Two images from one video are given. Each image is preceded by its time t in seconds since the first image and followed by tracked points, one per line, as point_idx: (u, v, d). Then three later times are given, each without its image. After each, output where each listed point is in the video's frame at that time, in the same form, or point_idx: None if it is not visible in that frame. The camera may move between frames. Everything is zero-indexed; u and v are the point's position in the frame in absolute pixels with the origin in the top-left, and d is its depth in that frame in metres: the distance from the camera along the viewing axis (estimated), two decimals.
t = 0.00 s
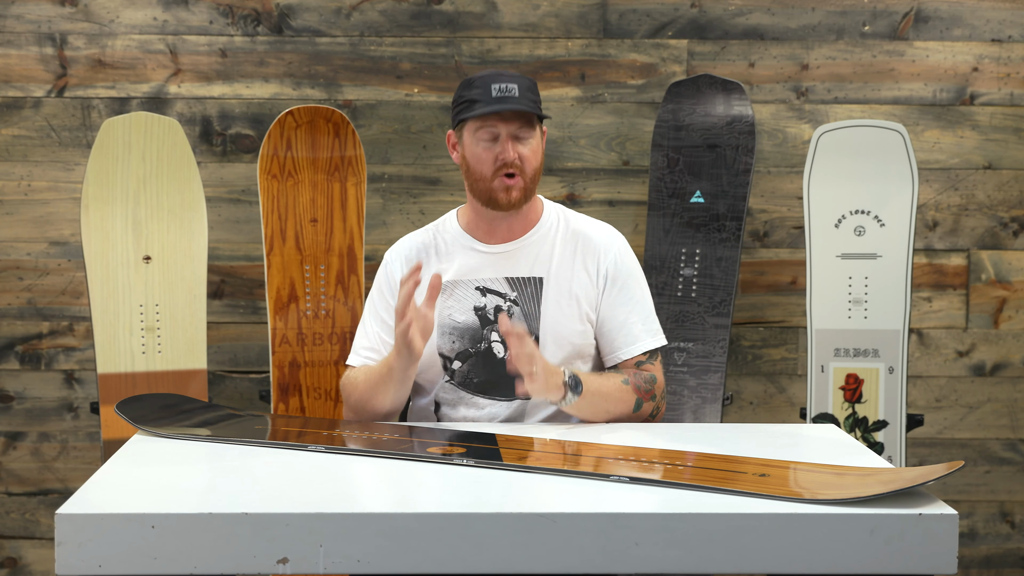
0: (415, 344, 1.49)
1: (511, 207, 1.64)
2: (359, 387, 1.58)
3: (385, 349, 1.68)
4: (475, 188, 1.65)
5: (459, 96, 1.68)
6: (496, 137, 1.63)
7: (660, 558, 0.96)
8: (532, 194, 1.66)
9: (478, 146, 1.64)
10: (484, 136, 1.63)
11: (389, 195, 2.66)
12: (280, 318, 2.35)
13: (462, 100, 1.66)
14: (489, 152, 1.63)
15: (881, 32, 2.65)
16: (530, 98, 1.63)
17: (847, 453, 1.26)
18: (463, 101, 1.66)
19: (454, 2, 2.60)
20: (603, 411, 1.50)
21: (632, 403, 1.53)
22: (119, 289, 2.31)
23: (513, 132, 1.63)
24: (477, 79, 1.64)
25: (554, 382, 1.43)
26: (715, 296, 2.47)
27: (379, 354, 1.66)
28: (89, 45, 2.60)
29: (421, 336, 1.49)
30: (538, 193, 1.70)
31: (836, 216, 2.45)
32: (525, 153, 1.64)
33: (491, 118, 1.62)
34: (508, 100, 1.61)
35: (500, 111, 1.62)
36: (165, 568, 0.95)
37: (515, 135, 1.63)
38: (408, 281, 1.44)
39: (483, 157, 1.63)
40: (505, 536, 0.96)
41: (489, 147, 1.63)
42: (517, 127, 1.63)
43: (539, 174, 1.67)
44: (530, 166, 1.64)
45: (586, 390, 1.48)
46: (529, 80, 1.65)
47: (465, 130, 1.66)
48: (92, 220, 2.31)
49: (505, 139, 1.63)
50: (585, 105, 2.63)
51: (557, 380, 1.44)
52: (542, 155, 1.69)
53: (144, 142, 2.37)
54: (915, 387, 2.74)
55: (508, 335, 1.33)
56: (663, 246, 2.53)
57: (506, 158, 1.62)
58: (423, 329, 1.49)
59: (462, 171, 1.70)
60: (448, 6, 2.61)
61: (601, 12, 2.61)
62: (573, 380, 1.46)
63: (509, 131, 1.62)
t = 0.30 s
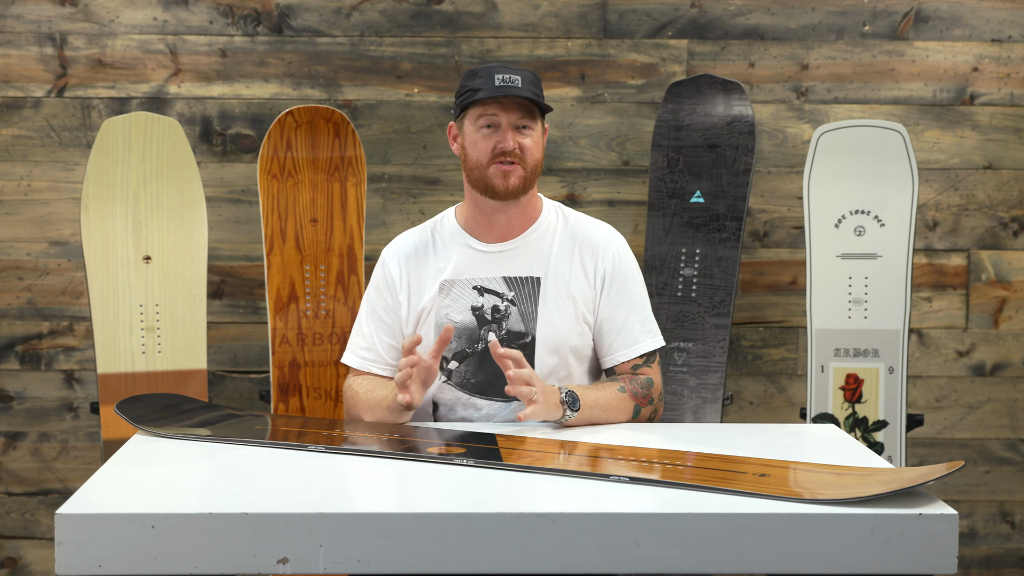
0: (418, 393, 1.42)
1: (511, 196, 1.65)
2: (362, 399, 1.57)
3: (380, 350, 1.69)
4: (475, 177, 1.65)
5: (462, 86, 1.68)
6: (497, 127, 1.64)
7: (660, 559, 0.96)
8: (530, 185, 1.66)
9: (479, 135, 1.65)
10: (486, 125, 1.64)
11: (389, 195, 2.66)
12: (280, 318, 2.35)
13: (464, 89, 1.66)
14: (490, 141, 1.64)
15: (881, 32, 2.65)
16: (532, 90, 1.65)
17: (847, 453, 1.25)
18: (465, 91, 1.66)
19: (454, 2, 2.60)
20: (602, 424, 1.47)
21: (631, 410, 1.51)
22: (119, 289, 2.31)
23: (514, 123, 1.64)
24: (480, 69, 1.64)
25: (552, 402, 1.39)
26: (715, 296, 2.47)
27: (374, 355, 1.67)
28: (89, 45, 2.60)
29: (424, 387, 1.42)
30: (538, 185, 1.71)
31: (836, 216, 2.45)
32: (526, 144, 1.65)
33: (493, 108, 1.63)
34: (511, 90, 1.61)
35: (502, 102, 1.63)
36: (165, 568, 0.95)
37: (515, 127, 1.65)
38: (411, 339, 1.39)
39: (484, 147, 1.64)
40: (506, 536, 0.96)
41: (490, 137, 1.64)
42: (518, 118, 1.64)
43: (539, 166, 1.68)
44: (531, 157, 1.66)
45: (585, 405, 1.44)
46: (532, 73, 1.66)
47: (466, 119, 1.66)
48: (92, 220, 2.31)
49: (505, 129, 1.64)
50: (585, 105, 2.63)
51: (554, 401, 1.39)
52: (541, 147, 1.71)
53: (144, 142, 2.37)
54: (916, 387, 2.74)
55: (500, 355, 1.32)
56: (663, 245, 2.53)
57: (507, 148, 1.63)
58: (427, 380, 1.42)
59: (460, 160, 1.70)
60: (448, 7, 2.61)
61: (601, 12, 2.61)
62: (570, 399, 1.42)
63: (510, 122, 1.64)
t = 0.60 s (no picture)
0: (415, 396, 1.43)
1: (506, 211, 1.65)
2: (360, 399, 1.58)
3: (379, 353, 1.69)
4: (470, 192, 1.65)
5: (455, 100, 1.66)
6: (491, 142, 1.62)
7: (660, 559, 0.96)
8: (526, 199, 1.66)
9: (473, 150, 1.64)
10: (479, 139, 1.62)
11: (389, 195, 2.66)
12: (280, 318, 2.35)
13: (457, 103, 1.65)
14: (483, 156, 1.63)
15: (881, 32, 2.65)
16: (526, 104, 1.63)
17: (847, 453, 1.25)
18: (458, 105, 1.65)
19: (454, 2, 2.60)
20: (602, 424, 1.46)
21: (631, 411, 1.51)
22: (119, 289, 2.31)
23: (508, 137, 1.62)
24: (473, 83, 1.62)
25: (549, 403, 1.39)
26: (715, 296, 2.47)
27: (373, 358, 1.68)
28: (89, 45, 2.60)
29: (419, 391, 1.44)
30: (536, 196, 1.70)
31: (836, 216, 2.45)
32: (520, 158, 1.64)
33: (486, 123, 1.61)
34: (503, 106, 1.60)
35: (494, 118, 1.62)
36: (165, 568, 0.95)
37: (509, 141, 1.63)
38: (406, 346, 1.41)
39: (478, 162, 1.63)
40: (506, 536, 0.96)
41: (484, 151, 1.63)
42: (512, 132, 1.63)
43: (535, 179, 1.67)
44: (526, 171, 1.64)
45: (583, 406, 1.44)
46: (526, 86, 1.64)
47: (459, 134, 1.65)
48: (92, 220, 2.31)
49: (499, 144, 1.63)
50: (585, 105, 2.63)
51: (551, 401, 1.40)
52: (538, 158, 1.69)
53: (144, 142, 2.37)
54: (916, 387, 2.74)
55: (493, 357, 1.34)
56: (663, 246, 2.53)
57: (501, 164, 1.62)
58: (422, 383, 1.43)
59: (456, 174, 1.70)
60: (448, 7, 2.61)
61: (601, 12, 2.61)
62: (568, 399, 1.42)
63: (504, 136, 1.62)
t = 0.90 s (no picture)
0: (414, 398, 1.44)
1: (487, 212, 1.65)
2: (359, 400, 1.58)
3: (380, 349, 1.71)
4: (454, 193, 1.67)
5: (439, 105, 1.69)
6: (469, 143, 1.63)
7: (660, 559, 0.96)
8: (510, 197, 1.65)
9: (454, 152, 1.65)
10: (457, 141, 1.63)
11: (389, 195, 2.66)
12: (280, 318, 2.35)
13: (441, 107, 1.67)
14: (463, 158, 1.64)
15: (881, 32, 2.65)
16: (504, 101, 1.62)
17: (848, 453, 1.25)
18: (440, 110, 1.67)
19: (454, 2, 2.60)
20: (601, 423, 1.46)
21: (631, 410, 1.51)
22: (119, 289, 2.31)
23: (485, 136, 1.62)
24: (452, 87, 1.64)
25: (549, 404, 1.39)
26: (715, 296, 2.47)
27: (374, 355, 1.70)
28: (89, 45, 2.60)
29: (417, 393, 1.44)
30: (524, 194, 1.69)
31: (836, 216, 2.45)
32: (499, 157, 1.63)
33: (462, 124, 1.62)
34: (479, 106, 1.61)
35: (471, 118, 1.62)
36: (165, 568, 0.95)
37: (487, 140, 1.63)
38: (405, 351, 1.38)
39: (459, 163, 1.65)
40: (506, 536, 0.96)
41: (464, 153, 1.64)
42: (490, 131, 1.62)
43: (519, 177, 1.65)
44: (506, 170, 1.63)
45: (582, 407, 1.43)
46: (506, 84, 1.63)
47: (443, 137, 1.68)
48: (92, 220, 2.31)
49: (477, 144, 1.63)
50: (585, 105, 2.63)
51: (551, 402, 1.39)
52: (523, 155, 1.67)
53: (144, 142, 2.37)
54: (916, 387, 2.74)
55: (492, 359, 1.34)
56: (663, 245, 2.53)
57: (478, 164, 1.62)
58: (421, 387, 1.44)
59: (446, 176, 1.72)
60: (448, 7, 2.61)
61: (601, 12, 2.61)
62: (568, 400, 1.41)
63: (481, 136, 1.62)
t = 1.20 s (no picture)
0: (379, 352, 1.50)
1: (485, 209, 1.67)
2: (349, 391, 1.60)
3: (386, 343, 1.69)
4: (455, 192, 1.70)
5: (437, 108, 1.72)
6: (462, 142, 1.65)
7: (660, 559, 0.96)
8: (507, 194, 1.66)
9: (451, 152, 1.68)
10: (452, 141, 1.66)
11: (389, 195, 2.66)
12: (280, 318, 2.35)
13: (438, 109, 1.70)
14: (459, 158, 1.66)
15: (881, 32, 2.65)
16: (494, 99, 1.63)
17: (849, 453, 1.25)
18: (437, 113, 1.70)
19: (454, 2, 2.60)
20: (581, 399, 1.50)
21: (617, 398, 1.54)
22: (119, 289, 2.31)
23: (477, 135, 1.63)
24: (445, 90, 1.67)
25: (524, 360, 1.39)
26: (715, 296, 2.47)
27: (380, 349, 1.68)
28: (89, 45, 2.60)
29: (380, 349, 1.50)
30: (522, 190, 1.68)
31: (836, 216, 2.45)
32: (493, 154, 1.64)
33: (454, 124, 1.64)
34: (468, 106, 1.62)
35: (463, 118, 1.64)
36: (165, 568, 0.95)
37: (480, 139, 1.64)
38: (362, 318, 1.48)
39: (455, 163, 1.67)
40: (506, 536, 0.96)
41: (459, 152, 1.66)
42: (481, 130, 1.63)
43: (514, 173, 1.66)
44: (500, 167, 1.64)
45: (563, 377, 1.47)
46: (496, 82, 1.63)
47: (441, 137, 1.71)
48: (92, 220, 2.31)
49: (470, 143, 1.64)
50: (585, 105, 2.64)
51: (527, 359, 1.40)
52: (519, 151, 1.67)
53: (144, 142, 2.37)
54: (916, 387, 2.74)
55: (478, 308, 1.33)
56: (663, 246, 2.53)
57: (471, 163, 1.64)
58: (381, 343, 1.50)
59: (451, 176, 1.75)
60: (448, 7, 2.61)
61: (601, 12, 2.61)
62: (547, 363, 1.42)
63: (473, 135, 1.63)
